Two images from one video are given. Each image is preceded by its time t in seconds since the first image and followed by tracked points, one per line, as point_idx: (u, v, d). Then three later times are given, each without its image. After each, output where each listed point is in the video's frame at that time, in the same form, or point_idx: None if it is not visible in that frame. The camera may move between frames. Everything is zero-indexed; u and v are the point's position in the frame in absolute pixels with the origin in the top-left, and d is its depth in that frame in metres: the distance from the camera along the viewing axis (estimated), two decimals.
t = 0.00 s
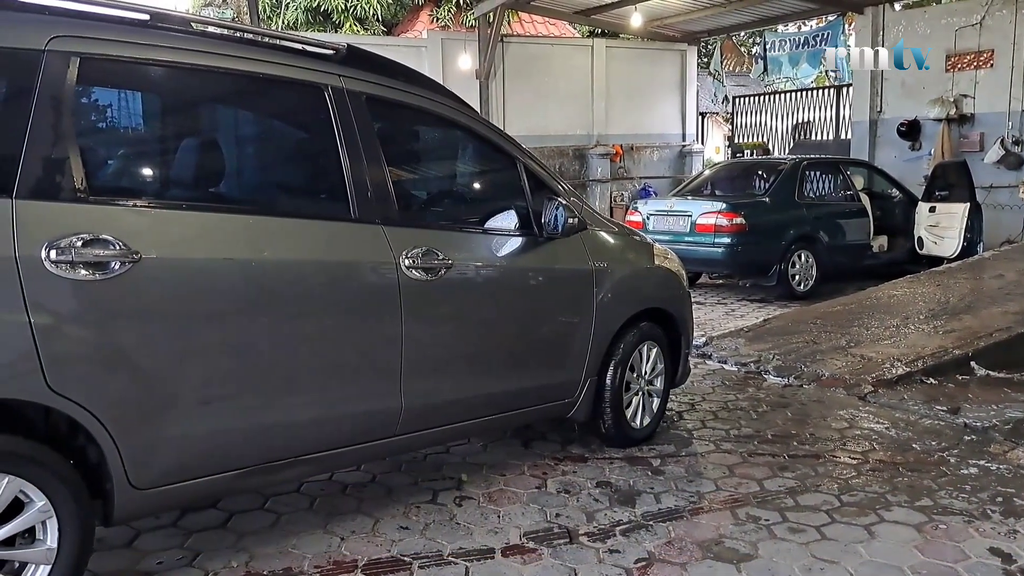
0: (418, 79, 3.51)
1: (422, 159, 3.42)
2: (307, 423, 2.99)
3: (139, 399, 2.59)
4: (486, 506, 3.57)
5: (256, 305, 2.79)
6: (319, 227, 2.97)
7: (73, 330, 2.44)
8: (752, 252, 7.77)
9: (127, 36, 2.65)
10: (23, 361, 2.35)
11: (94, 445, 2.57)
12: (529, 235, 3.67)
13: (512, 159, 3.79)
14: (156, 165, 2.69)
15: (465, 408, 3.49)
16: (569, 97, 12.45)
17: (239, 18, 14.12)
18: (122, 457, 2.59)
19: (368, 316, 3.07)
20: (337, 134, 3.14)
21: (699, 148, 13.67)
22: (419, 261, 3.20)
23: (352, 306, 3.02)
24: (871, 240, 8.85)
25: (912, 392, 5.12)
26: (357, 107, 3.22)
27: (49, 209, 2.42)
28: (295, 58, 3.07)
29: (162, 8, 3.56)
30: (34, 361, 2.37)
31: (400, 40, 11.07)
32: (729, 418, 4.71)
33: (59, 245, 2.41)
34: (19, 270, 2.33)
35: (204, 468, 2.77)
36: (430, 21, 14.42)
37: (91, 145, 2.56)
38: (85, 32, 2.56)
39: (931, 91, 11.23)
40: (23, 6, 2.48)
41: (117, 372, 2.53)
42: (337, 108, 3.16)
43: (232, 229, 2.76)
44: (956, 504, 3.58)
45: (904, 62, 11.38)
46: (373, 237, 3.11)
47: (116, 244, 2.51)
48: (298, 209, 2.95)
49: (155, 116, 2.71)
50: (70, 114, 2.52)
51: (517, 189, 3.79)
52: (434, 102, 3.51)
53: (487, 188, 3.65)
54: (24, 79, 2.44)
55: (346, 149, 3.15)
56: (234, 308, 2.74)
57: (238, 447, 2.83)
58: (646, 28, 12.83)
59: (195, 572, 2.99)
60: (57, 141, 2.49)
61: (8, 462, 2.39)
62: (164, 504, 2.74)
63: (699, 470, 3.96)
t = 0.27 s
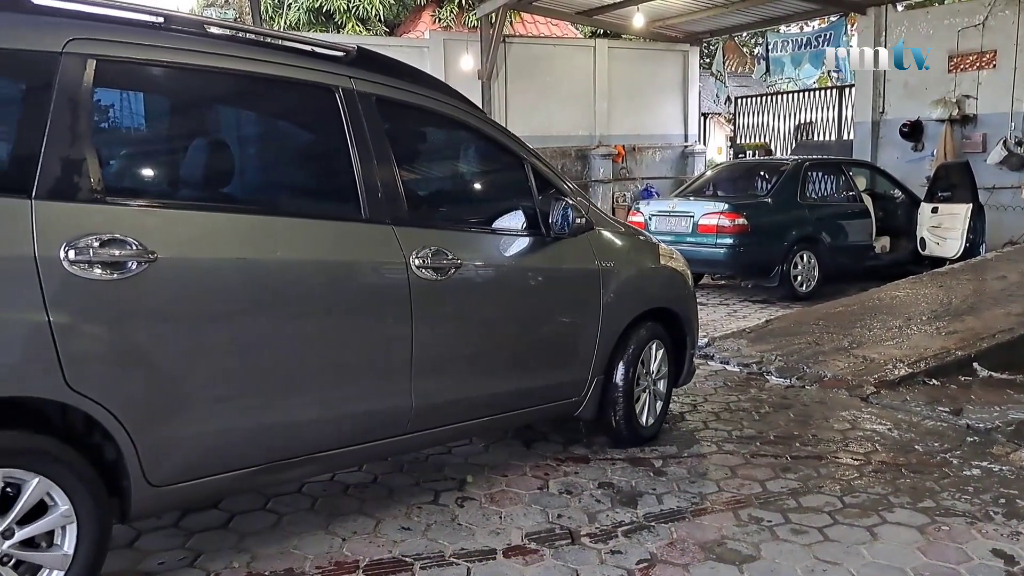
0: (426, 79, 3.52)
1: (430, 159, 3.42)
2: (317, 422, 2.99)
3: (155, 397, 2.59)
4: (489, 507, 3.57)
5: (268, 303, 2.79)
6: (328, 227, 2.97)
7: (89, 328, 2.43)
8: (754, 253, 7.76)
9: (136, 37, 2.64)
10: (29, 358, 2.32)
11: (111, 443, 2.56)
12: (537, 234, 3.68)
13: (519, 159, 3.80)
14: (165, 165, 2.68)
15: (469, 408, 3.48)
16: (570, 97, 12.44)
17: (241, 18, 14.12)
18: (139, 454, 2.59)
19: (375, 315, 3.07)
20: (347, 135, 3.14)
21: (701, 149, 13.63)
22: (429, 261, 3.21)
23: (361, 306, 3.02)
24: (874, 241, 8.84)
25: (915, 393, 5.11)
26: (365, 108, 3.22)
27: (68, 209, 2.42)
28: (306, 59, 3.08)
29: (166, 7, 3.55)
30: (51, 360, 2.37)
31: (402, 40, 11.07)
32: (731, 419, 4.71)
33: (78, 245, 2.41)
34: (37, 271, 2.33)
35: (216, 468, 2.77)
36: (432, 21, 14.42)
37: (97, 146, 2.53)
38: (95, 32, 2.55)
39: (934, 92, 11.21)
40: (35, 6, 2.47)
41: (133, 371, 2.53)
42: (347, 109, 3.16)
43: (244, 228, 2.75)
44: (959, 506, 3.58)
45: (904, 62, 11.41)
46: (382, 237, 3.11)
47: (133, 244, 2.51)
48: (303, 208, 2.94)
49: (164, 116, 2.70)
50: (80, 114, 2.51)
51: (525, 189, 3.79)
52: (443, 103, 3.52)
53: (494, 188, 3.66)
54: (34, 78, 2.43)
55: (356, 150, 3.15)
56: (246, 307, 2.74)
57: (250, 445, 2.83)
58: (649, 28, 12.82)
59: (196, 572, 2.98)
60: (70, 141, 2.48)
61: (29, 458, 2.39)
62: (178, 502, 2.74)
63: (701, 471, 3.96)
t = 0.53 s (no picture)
0: (435, 80, 3.52)
1: (439, 159, 3.43)
2: (328, 419, 2.99)
3: (176, 392, 2.60)
4: (490, 507, 3.57)
5: (283, 299, 2.79)
6: (339, 225, 2.97)
7: (112, 325, 2.44)
8: (756, 254, 7.76)
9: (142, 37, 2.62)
10: (33, 364, 2.30)
11: (133, 438, 2.57)
12: (546, 234, 3.69)
13: (526, 158, 3.80)
14: (177, 165, 2.67)
15: (473, 408, 3.47)
16: (573, 98, 12.45)
17: (244, 19, 14.14)
18: (160, 450, 2.60)
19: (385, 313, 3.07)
20: (358, 135, 3.14)
21: (703, 149, 13.62)
22: (441, 259, 3.22)
23: (372, 304, 3.02)
24: (875, 242, 8.84)
25: (917, 394, 5.11)
26: (376, 109, 3.22)
27: (91, 208, 2.43)
28: (315, 60, 3.06)
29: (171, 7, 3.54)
30: (76, 356, 2.38)
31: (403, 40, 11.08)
32: (733, 420, 4.71)
33: (103, 244, 2.41)
34: (62, 268, 2.34)
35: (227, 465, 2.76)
36: (434, 21, 14.43)
37: (103, 147, 2.51)
38: (102, 32, 2.53)
39: (935, 92, 11.20)
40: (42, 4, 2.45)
41: (153, 367, 2.54)
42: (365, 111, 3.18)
43: (259, 227, 2.76)
44: (960, 507, 3.57)
45: (903, 62, 11.40)
46: (394, 235, 3.12)
47: (155, 243, 2.52)
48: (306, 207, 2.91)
49: (170, 113, 2.67)
50: (89, 114, 2.49)
51: (534, 189, 3.80)
52: (452, 104, 3.52)
53: (503, 189, 3.67)
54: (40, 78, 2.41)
55: (369, 149, 3.16)
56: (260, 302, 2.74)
57: (265, 441, 2.83)
58: (651, 28, 12.82)
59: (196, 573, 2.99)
60: (78, 142, 2.46)
61: (56, 453, 2.39)
62: (198, 498, 2.75)
63: (703, 471, 3.96)
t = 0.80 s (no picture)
0: (441, 80, 3.52)
1: (446, 157, 3.43)
2: (336, 416, 2.98)
3: (194, 389, 2.61)
4: (492, 507, 3.58)
5: (295, 296, 2.79)
6: (348, 223, 2.97)
7: (132, 322, 2.45)
8: (758, 254, 7.76)
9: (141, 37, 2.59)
10: (38, 367, 2.29)
11: (153, 434, 2.59)
12: (552, 234, 3.70)
13: (534, 158, 3.81)
14: (188, 163, 2.67)
15: (477, 407, 3.48)
16: (575, 98, 12.45)
17: (247, 19, 14.16)
18: (179, 446, 2.61)
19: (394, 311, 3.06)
20: (365, 134, 3.15)
21: (705, 149, 13.60)
22: (451, 257, 3.23)
23: (381, 302, 3.02)
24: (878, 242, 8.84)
25: (919, 394, 5.12)
26: (380, 106, 3.21)
27: (111, 207, 2.45)
28: (318, 59, 3.05)
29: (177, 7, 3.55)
30: (96, 353, 2.39)
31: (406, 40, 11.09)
32: (735, 420, 4.71)
33: (123, 243, 2.43)
34: (82, 266, 2.35)
35: (239, 462, 2.77)
36: (436, 21, 14.44)
37: (105, 146, 2.49)
38: (108, 32, 2.52)
39: (938, 93, 11.19)
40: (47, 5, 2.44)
41: (169, 364, 2.54)
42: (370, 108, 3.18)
43: (271, 225, 2.76)
44: (962, 507, 3.58)
45: (904, 62, 11.43)
46: (405, 233, 3.13)
47: (173, 241, 2.52)
48: (310, 206, 2.91)
49: (175, 112, 2.66)
50: (91, 114, 2.48)
51: (540, 188, 3.81)
52: (456, 103, 3.52)
53: (510, 188, 3.68)
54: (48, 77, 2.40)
55: (381, 148, 3.17)
56: (269, 299, 2.73)
57: (279, 437, 2.84)
58: (653, 28, 12.82)
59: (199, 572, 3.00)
60: (80, 142, 2.45)
61: (78, 449, 2.41)
62: (215, 493, 2.77)
63: (705, 472, 3.97)
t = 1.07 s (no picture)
0: (442, 80, 3.53)
1: (450, 158, 3.44)
2: (337, 416, 2.99)
3: (200, 388, 2.63)
4: (494, 507, 3.59)
5: (296, 296, 2.80)
6: (352, 224, 2.99)
7: (139, 322, 2.48)
8: (761, 254, 7.76)
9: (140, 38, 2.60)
10: (39, 368, 2.30)
11: (160, 433, 2.62)
12: (556, 234, 3.71)
13: (537, 158, 3.83)
14: (192, 164, 2.68)
15: (479, 407, 3.49)
16: (577, 99, 12.46)
17: (250, 19, 14.17)
18: (185, 445, 2.64)
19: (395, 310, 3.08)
20: (368, 135, 3.16)
21: (708, 150, 13.60)
22: (455, 257, 3.25)
23: (384, 302, 3.03)
24: (880, 242, 8.84)
25: (922, 395, 5.12)
26: (380, 106, 3.21)
27: (118, 208, 2.47)
28: (317, 59, 3.05)
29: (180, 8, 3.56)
30: (104, 352, 2.42)
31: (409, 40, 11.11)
32: (737, 420, 4.72)
33: (130, 244, 2.45)
34: (90, 266, 2.38)
35: (242, 461, 2.79)
36: (439, 21, 14.45)
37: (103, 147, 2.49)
38: (113, 34, 2.54)
39: (941, 93, 11.19)
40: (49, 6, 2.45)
41: (174, 364, 2.56)
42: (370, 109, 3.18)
43: (275, 225, 2.78)
44: (965, 507, 3.59)
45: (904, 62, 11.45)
46: (409, 233, 3.15)
47: (179, 242, 2.55)
48: (313, 207, 2.92)
49: (176, 112, 2.67)
50: (92, 115, 2.48)
51: (543, 188, 3.83)
52: (457, 103, 3.52)
53: (514, 189, 3.69)
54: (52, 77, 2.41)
55: (385, 148, 3.19)
56: (270, 299, 2.74)
57: (280, 437, 2.86)
58: (656, 28, 12.82)
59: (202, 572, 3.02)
60: (80, 143, 2.46)
61: (86, 448, 2.42)
62: (217, 493, 2.79)
63: (707, 472, 3.98)
